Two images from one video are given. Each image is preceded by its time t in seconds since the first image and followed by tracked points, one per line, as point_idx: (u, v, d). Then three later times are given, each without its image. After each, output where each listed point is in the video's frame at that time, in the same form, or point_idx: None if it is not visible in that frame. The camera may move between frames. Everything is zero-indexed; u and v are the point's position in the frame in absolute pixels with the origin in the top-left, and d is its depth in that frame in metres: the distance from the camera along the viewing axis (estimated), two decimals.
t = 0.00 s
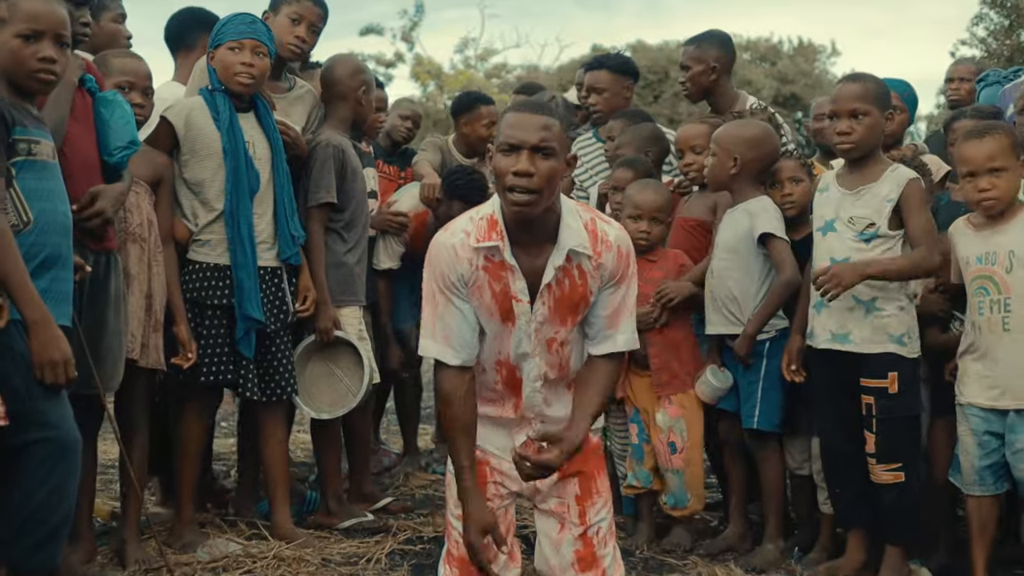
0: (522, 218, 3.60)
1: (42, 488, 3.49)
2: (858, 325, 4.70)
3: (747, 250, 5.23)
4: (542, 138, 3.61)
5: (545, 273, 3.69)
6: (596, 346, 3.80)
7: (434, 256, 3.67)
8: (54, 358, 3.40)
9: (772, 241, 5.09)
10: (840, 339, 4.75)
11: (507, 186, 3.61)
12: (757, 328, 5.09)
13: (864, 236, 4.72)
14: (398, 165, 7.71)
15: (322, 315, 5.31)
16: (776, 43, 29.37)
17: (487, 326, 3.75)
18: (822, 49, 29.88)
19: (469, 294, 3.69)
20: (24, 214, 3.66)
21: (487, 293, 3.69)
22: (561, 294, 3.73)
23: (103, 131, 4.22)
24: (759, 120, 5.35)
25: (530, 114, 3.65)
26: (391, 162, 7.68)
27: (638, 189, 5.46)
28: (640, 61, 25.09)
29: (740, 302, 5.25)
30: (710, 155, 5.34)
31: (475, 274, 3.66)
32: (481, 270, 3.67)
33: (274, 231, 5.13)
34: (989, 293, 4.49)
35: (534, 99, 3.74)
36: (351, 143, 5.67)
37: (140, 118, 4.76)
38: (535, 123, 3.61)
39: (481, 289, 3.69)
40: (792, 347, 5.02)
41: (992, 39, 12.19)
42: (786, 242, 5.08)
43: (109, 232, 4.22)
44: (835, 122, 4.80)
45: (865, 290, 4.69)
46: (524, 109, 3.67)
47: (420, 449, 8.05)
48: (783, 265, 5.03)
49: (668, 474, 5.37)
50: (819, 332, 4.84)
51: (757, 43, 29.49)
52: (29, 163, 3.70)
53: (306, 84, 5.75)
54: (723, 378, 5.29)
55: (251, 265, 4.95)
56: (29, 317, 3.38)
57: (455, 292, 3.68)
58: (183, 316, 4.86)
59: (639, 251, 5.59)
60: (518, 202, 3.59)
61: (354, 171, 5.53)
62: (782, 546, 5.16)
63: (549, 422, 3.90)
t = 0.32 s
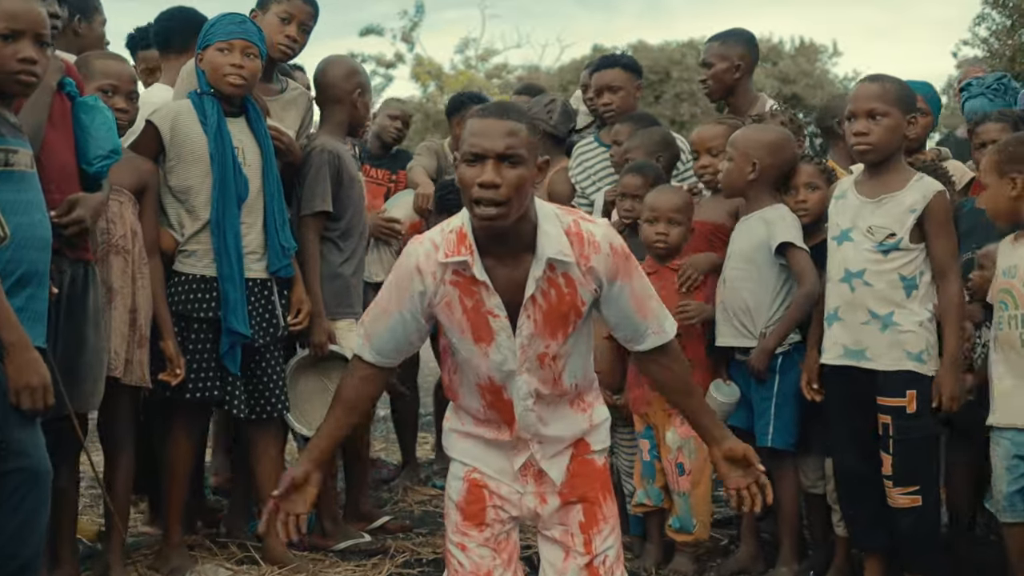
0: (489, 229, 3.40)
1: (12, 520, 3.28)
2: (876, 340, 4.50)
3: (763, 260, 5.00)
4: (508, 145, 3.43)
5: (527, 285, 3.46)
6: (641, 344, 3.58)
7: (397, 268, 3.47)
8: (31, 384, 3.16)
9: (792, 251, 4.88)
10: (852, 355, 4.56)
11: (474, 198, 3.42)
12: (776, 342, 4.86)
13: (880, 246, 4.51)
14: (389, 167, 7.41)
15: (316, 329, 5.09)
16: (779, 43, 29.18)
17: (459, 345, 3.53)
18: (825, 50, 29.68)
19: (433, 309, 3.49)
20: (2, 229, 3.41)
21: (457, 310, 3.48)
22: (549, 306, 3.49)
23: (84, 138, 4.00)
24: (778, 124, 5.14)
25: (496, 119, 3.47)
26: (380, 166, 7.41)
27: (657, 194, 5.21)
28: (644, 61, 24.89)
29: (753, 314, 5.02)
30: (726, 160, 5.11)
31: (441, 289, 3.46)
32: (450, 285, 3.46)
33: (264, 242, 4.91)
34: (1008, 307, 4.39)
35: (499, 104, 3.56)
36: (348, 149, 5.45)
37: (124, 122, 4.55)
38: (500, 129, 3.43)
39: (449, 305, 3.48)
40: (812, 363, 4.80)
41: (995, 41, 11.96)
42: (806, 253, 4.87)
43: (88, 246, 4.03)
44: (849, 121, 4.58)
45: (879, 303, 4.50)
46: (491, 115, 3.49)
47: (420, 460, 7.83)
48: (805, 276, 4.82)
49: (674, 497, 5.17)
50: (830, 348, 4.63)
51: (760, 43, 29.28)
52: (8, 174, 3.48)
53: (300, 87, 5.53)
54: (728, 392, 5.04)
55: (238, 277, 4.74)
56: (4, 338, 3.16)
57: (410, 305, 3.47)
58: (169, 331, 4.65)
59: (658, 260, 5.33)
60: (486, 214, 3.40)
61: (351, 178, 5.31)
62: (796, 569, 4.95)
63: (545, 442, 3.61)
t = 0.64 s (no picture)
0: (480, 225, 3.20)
1: None
2: (900, 351, 4.34)
3: (779, 265, 4.81)
4: (496, 138, 3.19)
5: (521, 282, 3.28)
6: (607, 355, 3.39)
7: (390, 275, 3.30)
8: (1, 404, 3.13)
9: (812, 255, 4.69)
10: (875, 366, 4.40)
11: (463, 195, 3.19)
12: (795, 351, 4.67)
13: (906, 252, 4.37)
14: (383, 168, 7.43)
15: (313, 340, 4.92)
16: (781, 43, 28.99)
17: (454, 352, 3.34)
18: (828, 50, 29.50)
19: (429, 316, 3.31)
20: None
21: (450, 315, 3.30)
22: (545, 303, 3.30)
23: (63, 146, 3.89)
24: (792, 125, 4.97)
25: (482, 111, 3.23)
26: (372, 169, 7.38)
27: (671, 194, 5.03)
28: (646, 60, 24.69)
29: (768, 321, 4.83)
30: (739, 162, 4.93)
31: (435, 293, 3.28)
32: (443, 288, 3.28)
33: (256, 247, 4.72)
34: None
35: (484, 94, 3.31)
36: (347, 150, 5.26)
37: (108, 123, 4.36)
38: (488, 122, 3.19)
39: (443, 310, 3.29)
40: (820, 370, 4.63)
41: (996, 41, 11.74)
42: (826, 257, 4.68)
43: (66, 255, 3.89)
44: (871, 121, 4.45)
45: (904, 313, 4.35)
46: (475, 107, 3.25)
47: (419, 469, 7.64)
48: (824, 283, 4.63)
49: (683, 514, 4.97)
50: (851, 358, 4.47)
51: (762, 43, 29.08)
52: None
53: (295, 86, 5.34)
54: (741, 405, 4.84)
55: (229, 283, 4.55)
56: None
57: (412, 313, 3.30)
58: (156, 339, 4.46)
59: (673, 265, 5.13)
60: (477, 211, 3.18)
61: (349, 182, 5.13)
62: None
63: (548, 455, 3.40)
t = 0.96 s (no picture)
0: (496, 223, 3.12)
1: None
2: (926, 354, 4.19)
3: (806, 265, 4.62)
4: (513, 135, 3.09)
5: (528, 278, 3.20)
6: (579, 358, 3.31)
7: (400, 276, 3.27)
8: None
9: (842, 254, 4.53)
10: (900, 371, 4.24)
11: (477, 195, 3.09)
12: (818, 353, 4.46)
13: (930, 250, 4.23)
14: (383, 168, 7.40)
15: (303, 341, 4.71)
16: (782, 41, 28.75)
17: (468, 349, 3.28)
18: (829, 48, 29.29)
19: (445, 313, 3.26)
20: None
21: (460, 314, 3.24)
22: (552, 301, 3.23)
23: (41, 141, 3.69)
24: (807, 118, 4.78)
25: (495, 104, 3.12)
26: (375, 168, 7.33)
27: (667, 195, 4.81)
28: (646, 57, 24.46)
29: (791, 322, 4.63)
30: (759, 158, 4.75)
31: (446, 290, 3.23)
32: (451, 285, 3.23)
33: (247, 245, 4.50)
34: None
35: (497, 82, 3.20)
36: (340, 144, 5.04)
37: (89, 114, 4.16)
38: (503, 116, 3.09)
39: (455, 307, 3.24)
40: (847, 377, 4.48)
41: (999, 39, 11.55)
42: (855, 256, 4.53)
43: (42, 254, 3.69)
44: (899, 110, 4.35)
45: (929, 314, 4.19)
46: (489, 99, 3.14)
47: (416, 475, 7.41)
48: (852, 284, 4.46)
49: (688, 524, 4.75)
50: (875, 362, 4.31)
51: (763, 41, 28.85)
52: None
53: (285, 77, 5.12)
54: (754, 411, 4.66)
55: (219, 283, 4.33)
56: None
57: (428, 310, 3.27)
58: (141, 342, 4.25)
59: (673, 267, 4.91)
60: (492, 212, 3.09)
61: (341, 178, 4.91)
62: None
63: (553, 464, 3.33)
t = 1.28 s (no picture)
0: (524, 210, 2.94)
1: None
2: (950, 364, 4.00)
3: (819, 269, 4.41)
4: (547, 116, 2.93)
5: (551, 275, 3.03)
6: (608, 371, 3.14)
7: (410, 266, 3.03)
8: None
9: (857, 258, 4.31)
10: (922, 382, 4.04)
11: (507, 179, 2.92)
12: (826, 363, 4.26)
13: (953, 254, 4.04)
14: (392, 169, 7.29)
15: (294, 350, 4.50)
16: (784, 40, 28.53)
17: (477, 348, 3.07)
18: (831, 47, 29.06)
19: (455, 309, 3.03)
20: None
21: (473, 309, 3.02)
22: (576, 301, 3.05)
23: (15, 139, 3.49)
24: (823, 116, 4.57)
25: (528, 84, 2.96)
26: (381, 169, 7.23)
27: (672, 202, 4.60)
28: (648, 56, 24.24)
29: (801, 330, 4.42)
30: (776, 157, 4.53)
31: (461, 283, 3.01)
32: (466, 278, 3.01)
33: (235, 249, 4.30)
34: None
35: (529, 60, 3.03)
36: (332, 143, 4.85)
37: (67, 112, 3.96)
38: (536, 98, 2.93)
39: (468, 302, 3.02)
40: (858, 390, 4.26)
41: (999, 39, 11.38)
42: (869, 259, 4.32)
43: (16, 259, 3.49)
44: (921, 109, 4.16)
45: (953, 322, 4.00)
46: (520, 78, 2.97)
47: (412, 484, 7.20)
48: (864, 289, 4.26)
49: (693, 540, 4.54)
50: (894, 372, 4.11)
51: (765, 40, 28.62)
52: None
53: (274, 74, 4.93)
54: (759, 425, 4.47)
55: (206, 290, 4.14)
56: None
57: (437, 306, 3.03)
58: (122, 351, 4.05)
59: (678, 274, 4.68)
60: (521, 196, 2.92)
61: (334, 179, 4.71)
62: None
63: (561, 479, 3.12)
